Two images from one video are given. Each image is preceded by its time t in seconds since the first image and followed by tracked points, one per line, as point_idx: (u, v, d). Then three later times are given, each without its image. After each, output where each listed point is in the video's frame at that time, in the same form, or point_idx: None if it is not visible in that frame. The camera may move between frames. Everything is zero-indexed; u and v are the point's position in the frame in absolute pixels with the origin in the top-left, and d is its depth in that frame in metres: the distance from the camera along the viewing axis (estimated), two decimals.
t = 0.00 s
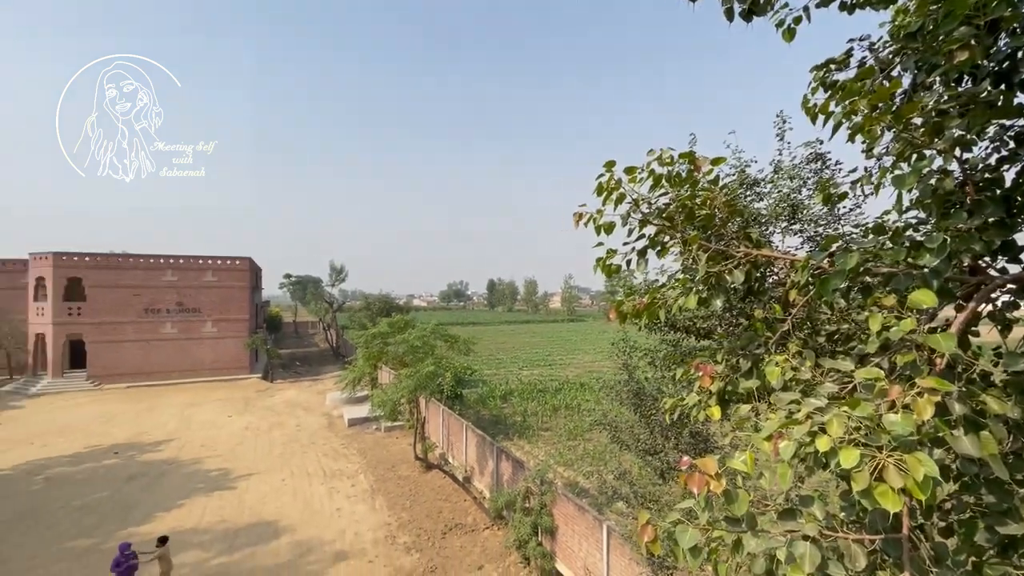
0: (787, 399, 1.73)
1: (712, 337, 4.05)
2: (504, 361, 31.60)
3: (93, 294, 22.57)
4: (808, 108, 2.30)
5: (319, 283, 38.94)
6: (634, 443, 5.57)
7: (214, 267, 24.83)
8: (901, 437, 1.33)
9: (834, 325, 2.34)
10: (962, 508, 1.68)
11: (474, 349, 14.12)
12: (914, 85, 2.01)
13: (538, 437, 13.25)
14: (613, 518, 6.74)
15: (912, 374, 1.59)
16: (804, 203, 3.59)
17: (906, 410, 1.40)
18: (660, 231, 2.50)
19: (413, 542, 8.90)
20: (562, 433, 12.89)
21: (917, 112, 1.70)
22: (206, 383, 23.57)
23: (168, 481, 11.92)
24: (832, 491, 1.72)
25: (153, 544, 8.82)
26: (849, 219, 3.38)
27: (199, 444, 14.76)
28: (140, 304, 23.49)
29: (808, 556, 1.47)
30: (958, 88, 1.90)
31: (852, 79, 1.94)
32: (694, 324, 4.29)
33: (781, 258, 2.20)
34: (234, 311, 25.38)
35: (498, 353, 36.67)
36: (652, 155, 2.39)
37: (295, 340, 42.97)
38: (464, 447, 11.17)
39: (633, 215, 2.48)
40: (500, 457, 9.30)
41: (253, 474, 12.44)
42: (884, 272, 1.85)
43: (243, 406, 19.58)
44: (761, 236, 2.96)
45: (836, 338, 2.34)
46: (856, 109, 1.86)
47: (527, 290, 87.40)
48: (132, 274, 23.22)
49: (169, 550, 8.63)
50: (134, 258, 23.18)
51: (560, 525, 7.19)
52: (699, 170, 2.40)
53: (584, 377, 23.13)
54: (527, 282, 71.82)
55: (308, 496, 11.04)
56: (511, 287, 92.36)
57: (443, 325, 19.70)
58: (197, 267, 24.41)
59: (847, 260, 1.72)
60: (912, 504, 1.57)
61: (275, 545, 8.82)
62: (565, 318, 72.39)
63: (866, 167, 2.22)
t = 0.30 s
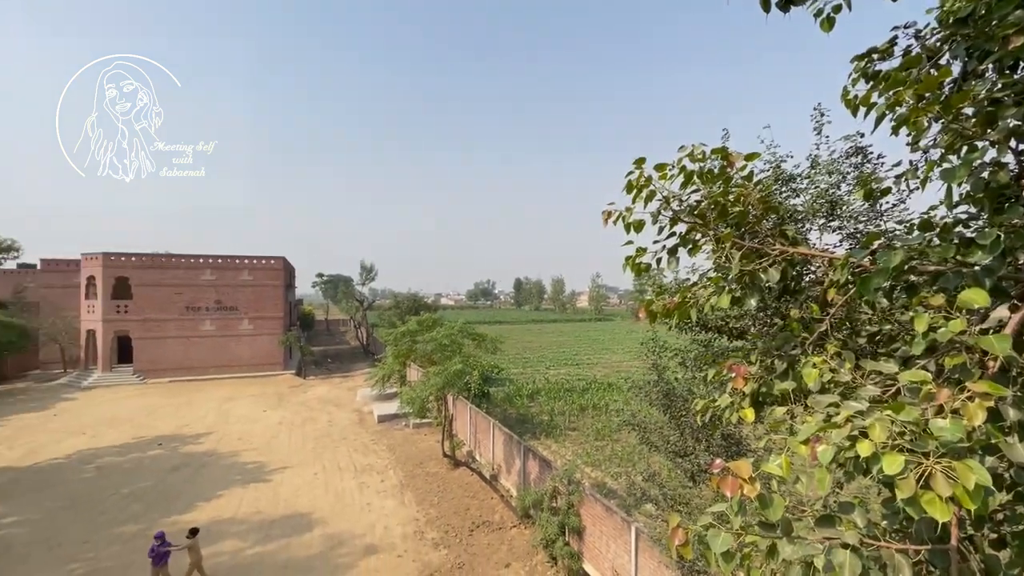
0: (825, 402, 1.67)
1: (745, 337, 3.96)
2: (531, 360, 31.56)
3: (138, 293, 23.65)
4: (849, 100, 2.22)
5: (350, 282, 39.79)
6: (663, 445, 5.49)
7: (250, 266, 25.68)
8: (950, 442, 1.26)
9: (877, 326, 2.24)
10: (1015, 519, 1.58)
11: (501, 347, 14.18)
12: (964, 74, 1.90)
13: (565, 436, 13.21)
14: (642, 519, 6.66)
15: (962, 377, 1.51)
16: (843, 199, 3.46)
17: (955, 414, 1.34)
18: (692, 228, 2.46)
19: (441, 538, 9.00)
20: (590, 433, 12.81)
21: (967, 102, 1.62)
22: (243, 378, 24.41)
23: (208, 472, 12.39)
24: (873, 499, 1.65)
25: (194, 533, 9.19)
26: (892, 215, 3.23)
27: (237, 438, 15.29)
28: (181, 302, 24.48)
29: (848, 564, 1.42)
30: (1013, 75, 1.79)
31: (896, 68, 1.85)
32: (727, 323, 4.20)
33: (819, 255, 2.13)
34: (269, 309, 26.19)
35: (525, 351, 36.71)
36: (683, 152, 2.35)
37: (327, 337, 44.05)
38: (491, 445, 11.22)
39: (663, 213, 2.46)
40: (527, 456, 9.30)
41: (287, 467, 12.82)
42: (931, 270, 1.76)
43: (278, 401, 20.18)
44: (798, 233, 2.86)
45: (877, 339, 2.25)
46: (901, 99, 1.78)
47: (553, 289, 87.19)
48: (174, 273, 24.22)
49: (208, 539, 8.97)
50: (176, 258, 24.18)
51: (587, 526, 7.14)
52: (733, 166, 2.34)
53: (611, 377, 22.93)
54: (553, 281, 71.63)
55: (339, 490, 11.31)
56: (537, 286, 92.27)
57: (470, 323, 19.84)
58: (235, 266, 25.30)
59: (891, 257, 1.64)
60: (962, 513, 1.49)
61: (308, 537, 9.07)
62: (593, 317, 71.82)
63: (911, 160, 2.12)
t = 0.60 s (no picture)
0: (865, 406, 1.61)
1: (779, 337, 3.85)
2: (558, 359, 31.43)
3: (179, 291, 24.62)
4: (891, 91, 2.13)
5: (379, 281, 40.46)
6: (693, 447, 5.39)
7: (283, 266, 26.42)
8: (1002, 449, 1.20)
9: (922, 327, 2.14)
10: None
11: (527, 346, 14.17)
12: (1019, 60, 1.79)
13: (592, 436, 13.11)
14: (670, 522, 6.55)
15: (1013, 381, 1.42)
16: (885, 194, 3.32)
17: (1008, 420, 1.27)
18: (723, 226, 2.42)
19: (467, 536, 9.07)
20: (617, 433, 12.67)
21: (1021, 90, 1.53)
22: (276, 375, 25.15)
23: (244, 465, 12.82)
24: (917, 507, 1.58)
25: (231, 523, 9.53)
26: (938, 211, 3.08)
27: (271, 432, 15.77)
28: (218, 301, 25.37)
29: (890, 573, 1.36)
30: None
31: (942, 57, 1.77)
32: (760, 323, 4.09)
33: (859, 253, 2.05)
34: (301, 308, 26.89)
35: (552, 350, 36.59)
36: (715, 148, 2.31)
37: (357, 335, 44.99)
38: (517, 443, 11.23)
39: (693, 210, 2.43)
40: (553, 455, 9.28)
41: (318, 461, 13.14)
42: (982, 268, 1.66)
43: (310, 397, 20.71)
44: (837, 230, 2.76)
45: (922, 341, 2.14)
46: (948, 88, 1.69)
47: (580, 288, 86.68)
48: (212, 272, 25.12)
49: (244, 530, 9.29)
50: (214, 258, 25.08)
51: (615, 527, 7.08)
52: (767, 162, 2.28)
53: (639, 377, 22.64)
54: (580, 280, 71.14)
55: (368, 485, 11.53)
56: (564, 285, 91.82)
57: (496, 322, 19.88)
58: (268, 265, 26.08)
59: (938, 254, 1.57)
60: (1015, 524, 1.40)
61: (338, 530, 9.28)
62: (620, 316, 71.03)
63: (959, 152, 2.01)
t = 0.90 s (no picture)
0: (907, 410, 1.54)
1: (813, 338, 3.74)
2: (583, 359, 31.24)
3: (215, 290, 25.48)
4: (936, 81, 2.03)
5: (405, 280, 40.98)
6: (723, 449, 5.27)
7: (313, 265, 27.05)
8: None
9: (968, 328, 2.04)
10: None
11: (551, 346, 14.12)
12: None
13: (618, 437, 12.98)
14: (699, 525, 6.44)
15: None
16: (928, 189, 3.18)
17: None
18: (756, 223, 2.36)
19: (493, 533, 9.12)
20: (644, 434, 12.52)
21: None
22: (306, 371, 25.77)
23: (276, 459, 13.18)
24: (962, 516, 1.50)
25: (263, 515, 9.82)
26: (987, 206, 2.94)
27: (301, 427, 16.18)
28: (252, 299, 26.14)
29: None
30: None
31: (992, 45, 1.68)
32: (793, 323, 3.98)
33: (899, 251, 1.96)
34: (330, 306, 27.47)
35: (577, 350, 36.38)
36: (747, 143, 2.26)
37: (384, 333, 45.72)
38: (542, 442, 11.21)
39: (724, 208, 2.39)
40: (578, 455, 9.23)
41: (347, 457, 13.41)
42: None
43: (338, 394, 21.15)
44: (876, 227, 2.66)
45: (968, 343, 2.04)
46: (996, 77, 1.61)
47: (606, 287, 85.88)
48: (245, 271, 25.90)
49: (277, 522, 9.55)
50: (247, 258, 25.86)
51: (641, 528, 6.99)
52: (802, 157, 2.22)
53: (666, 378, 22.27)
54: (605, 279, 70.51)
55: (395, 481, 11.69)
56: (589, 284, 91.03)
57: (521, 322, 19.89)
58: (299, 265, 26.74)
59: (988, 252, 1.49)
60: None
61: (366, 525, 9.45)
62: (647, 316, 70.10)
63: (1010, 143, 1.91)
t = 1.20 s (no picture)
0: (959, 417, 1.46)
1: (854, 339, 3.60)
2: (612, 358, 30.93)
3: (252, 289, 26.36)
4: (990, 71, 1.92)
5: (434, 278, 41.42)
6: (756, 452, 5.14)
7: (345, 264, 27.64)
8: None
9: None
10: None
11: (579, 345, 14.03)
12: None
13: (647, 438, 12.81)
14: (731, 529, 6.31)
15: None
16: (981, 183, 3.01)
17: None
18: (793, 220, 2.29)
19: (520, 532, 9.14)
20: (674, 436, 12.32)
21: None
22: (338, 368, 26.39)
23: (309, 453, 13.56)
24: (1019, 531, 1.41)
25: (297, 507, 10.11)
26: None
27: (334, 423, 16.58)
28: (287, 298, 26.92)
29: None
30: None
31: None
32: (834, 323, 3.85)
33: (949, 248, 1.86)
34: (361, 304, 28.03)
35: (605, 349, 36.03)
36: (784, 138, 2.20)
37: (413, 331, 46.36)
38: (570, 442, 11.16)
39: (760, 204, 2.33)
40: (607, 455, 9.15)
41: (377, 452, 13.67)
42: None
43: (369, 390, 21.57)
44: (925, 223, 2.53)
45: None
46: None
47: (635, 286, 84.76)
48: (281, 271, 26.69)
49: (310, 514, 9.83)
50: (282, 258, 26.64)
51: (671, 531, 6.88)
52: (843, 152, 2.14)
53: (698, 379, 21.82)
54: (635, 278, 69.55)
55: (424, 477, 11.85)
56: (618, 283, 90.00)
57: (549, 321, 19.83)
58: (331, 264, 27.37)
59: None
60: None
61: (396, 520, 9.61)
62: (677, 315, 68.84)
63: None
